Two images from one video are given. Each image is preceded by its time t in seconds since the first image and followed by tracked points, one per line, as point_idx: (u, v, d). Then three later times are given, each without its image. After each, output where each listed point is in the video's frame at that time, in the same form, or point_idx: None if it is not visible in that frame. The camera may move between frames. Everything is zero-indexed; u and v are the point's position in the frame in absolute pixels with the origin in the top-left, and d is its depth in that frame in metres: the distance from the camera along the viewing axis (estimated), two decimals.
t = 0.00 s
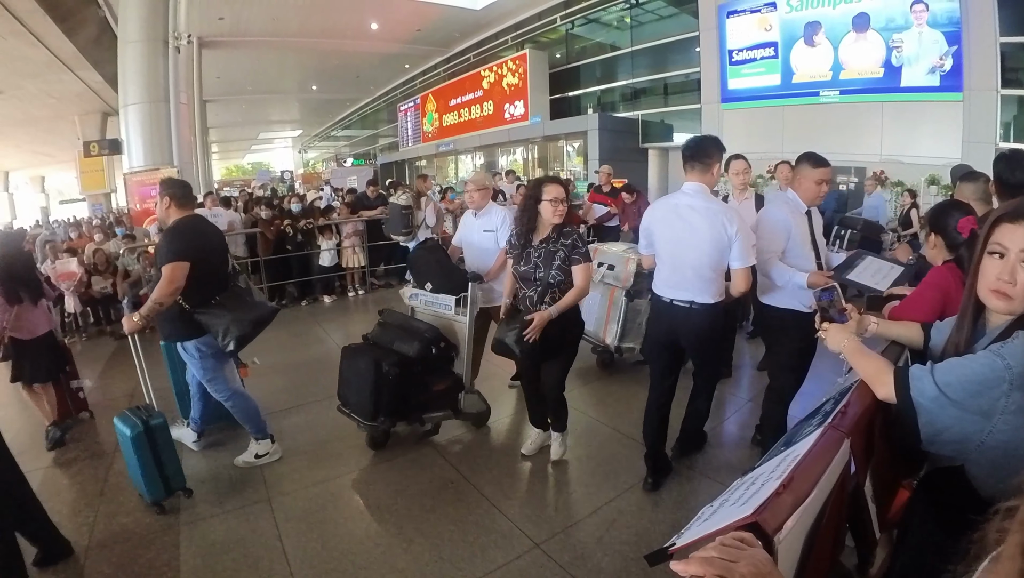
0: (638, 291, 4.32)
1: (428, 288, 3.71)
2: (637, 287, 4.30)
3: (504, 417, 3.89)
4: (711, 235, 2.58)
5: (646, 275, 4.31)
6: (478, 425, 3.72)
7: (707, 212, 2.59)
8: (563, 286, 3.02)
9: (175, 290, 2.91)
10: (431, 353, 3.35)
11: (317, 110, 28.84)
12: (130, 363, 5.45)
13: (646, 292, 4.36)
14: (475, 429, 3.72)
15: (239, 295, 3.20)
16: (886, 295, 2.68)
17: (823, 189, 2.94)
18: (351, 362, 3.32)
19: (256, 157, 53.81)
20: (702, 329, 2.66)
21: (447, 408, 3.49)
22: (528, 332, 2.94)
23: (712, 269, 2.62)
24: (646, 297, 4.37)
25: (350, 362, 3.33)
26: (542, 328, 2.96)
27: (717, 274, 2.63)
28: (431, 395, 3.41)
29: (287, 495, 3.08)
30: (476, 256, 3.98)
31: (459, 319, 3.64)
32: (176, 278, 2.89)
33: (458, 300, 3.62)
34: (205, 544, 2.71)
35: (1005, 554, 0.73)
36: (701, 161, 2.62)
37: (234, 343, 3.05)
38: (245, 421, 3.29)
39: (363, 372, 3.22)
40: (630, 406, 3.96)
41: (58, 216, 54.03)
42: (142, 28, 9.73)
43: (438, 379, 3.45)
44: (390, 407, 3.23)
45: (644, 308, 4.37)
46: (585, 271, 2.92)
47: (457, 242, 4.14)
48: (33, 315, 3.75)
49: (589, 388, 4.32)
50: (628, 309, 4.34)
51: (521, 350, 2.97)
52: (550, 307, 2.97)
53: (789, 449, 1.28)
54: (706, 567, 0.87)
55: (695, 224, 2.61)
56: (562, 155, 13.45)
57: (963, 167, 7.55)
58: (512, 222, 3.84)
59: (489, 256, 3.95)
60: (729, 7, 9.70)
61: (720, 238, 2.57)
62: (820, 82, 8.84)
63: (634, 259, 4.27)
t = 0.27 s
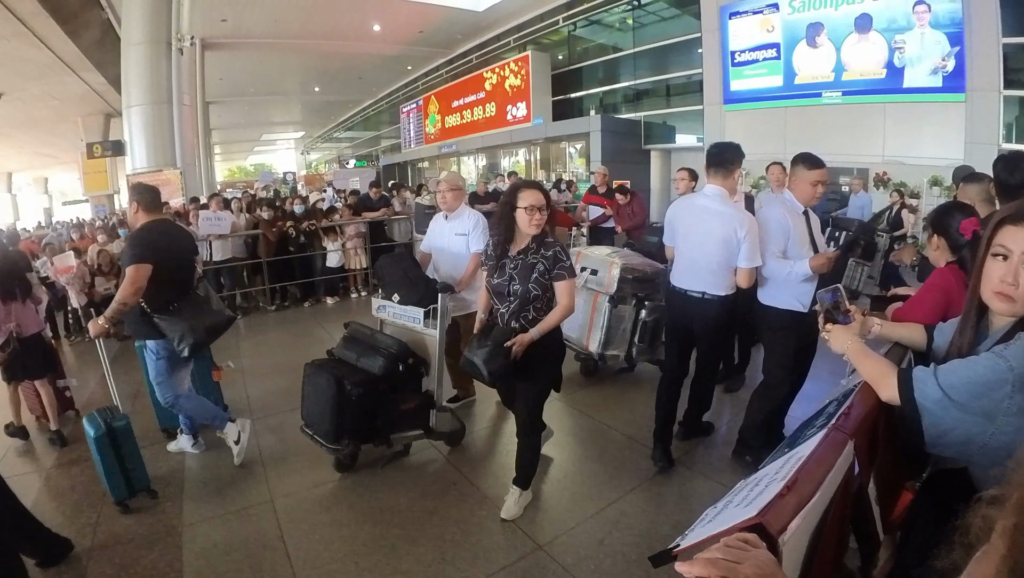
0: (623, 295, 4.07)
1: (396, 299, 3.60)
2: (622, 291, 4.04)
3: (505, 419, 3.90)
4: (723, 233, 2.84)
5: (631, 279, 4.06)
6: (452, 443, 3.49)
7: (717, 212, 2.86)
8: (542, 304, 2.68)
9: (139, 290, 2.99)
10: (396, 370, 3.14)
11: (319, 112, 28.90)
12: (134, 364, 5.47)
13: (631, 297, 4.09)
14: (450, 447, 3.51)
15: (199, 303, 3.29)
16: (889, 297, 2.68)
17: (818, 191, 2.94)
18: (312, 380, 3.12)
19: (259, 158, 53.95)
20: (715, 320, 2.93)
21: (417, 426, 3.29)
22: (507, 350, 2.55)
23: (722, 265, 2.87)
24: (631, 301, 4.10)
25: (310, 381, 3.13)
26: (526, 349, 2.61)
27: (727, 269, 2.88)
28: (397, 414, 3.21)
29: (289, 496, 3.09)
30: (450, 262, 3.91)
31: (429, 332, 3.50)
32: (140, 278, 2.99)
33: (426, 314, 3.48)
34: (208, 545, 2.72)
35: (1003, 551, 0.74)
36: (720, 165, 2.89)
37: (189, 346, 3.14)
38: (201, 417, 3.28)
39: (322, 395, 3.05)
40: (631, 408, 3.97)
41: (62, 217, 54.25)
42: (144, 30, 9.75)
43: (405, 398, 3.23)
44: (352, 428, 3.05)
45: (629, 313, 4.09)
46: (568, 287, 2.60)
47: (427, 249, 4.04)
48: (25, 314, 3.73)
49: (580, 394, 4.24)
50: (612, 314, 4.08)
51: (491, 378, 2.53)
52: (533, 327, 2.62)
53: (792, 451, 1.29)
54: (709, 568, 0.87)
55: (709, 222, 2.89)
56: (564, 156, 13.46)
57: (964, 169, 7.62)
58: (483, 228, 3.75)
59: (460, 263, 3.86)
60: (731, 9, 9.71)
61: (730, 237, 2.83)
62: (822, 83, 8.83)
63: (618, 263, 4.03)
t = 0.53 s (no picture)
0: (604, 302, 4.01)
1: (358, 312, 3.22)
2: (603, 298, 3.97)
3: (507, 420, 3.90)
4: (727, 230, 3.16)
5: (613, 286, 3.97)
6: (419, 467, 3.27)
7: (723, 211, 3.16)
8: (503, 317, 2.54)
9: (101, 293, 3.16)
10: (356, 390, 2.87)
11: (321, 114, 28.95)
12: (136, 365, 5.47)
13: (612, 303, 4.04)
14: (418, 471, 3.28)
15: (163, 305, 3.43)
16: (893, 297, 2.67)
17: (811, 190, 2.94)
18: (266, 398, 2.87)
19: (261, 160, 54.08)
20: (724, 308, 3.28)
21: (381, 449, 3.06)
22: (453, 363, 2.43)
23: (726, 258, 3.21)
24: (612, 308, 4.07)
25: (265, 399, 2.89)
26: (471, 363, 2.45)
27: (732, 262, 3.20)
28: (357, 437, 2.96)
29: (292, 497, 3.09)
30: (422, 271, 3.80)
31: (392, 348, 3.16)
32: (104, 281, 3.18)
33: (390, 327, 3.10)
34: (209, 547, 2.72)
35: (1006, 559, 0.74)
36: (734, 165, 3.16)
37: (148, 349, 3.29)
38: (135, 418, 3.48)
39: (273, 413, 2.80)
40: (634, 409, 3.97)
41: (65, 218, 54.42)
42: (148, 32, 9.80)
43: (366, 419, 2.98)
44: (307, 451, 2.78)
45: (610, 320, 4.07)
46: (536, 302, 2.39)
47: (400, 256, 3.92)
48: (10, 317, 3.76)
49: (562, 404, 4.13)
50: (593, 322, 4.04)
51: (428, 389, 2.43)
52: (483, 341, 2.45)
53: (796, 453, 1.29)
54: (711, 570, 0.87)
55: (717, 220, 3.22)
56: (566, 158, 13.47)
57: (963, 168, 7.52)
58: (455, 234, 3.65)
59: (430, 271, 3.75)
60: (733, 9, 9.71)
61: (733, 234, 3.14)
62: (824, 85, 8.90)
63: (599, 269, 3.91)
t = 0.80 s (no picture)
0: (585, 308, 3.92)
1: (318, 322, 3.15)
2: (583, 305, 3.90)
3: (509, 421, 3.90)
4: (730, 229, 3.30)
5: (593, 291, 3.90)
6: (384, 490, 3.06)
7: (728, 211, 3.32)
8: (446, 341, 2.26)
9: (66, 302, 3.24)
10: (311, 408, 2.68)
11: (324, 114, 28.99)
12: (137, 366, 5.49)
13: (592, 309, 3.95)
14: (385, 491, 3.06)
15: (121, 316, 3.46)
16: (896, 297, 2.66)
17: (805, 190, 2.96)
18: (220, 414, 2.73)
19: (263, 160, 54.19)
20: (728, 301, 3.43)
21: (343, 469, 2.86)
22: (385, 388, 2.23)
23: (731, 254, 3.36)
24: (593, 314, 3.98)
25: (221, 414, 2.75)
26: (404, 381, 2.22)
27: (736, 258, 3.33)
28: (315, 458, 2.76)
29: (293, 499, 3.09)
30: (393, 278, 3.80)
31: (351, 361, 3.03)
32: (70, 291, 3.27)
33: (348, 342, 3.00)
34: (212, 547, 2.72)
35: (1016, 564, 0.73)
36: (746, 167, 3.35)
37: (104, 359, 3.34)
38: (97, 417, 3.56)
39: (224, 430, 2.66)
40: (636, 411, 3.96)
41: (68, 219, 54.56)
42: (150, 33, 9.82)
43: (324, 437, 2.77)
44: (259, 471, 2.63)
45: (591, 326, 3.98)
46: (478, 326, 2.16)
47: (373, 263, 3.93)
48: None
49: (544, 411, 4.03)
50: (574, 329, 3.94)
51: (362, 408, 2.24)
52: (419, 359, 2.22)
53: (801, 453, 1.28)
54: (717, 572, 0.86)
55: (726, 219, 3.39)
56: (568, 158, 13.47)
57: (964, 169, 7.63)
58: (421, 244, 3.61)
59: (401, 281, 3.75)
60: (735, 10, 9.69)
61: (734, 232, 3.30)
62: (826, 85, 8.84)
63: (579, 273, 3.85)
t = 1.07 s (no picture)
0: (564, 315, 3.75)
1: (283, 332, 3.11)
2: (562, 312, 3.73)
3: (511, 421, 3.90)
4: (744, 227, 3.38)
5: (574, 297, 3.73)
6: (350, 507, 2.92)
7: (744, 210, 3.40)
8: (393, 356, 2.27)
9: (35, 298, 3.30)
10: (267, 425, 2.55)
11: (326, 115, 29.04)
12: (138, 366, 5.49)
13: (572, 316, 3.79)
14: (348, 512, 2.94)
15: (88, 311, 3.51)
16: (901, 297, 2.65)
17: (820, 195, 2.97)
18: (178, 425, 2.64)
19: (265, 161, 54.31)
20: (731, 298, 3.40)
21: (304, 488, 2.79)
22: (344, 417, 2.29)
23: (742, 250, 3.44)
24: (573, 321, 3.81)
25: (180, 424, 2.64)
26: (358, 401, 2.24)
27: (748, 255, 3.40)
28: (271, 476, 2.67)
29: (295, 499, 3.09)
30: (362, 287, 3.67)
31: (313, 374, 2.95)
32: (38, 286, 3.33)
33: (308, 354, 2.97)
34: (213, 547, 2.73)
35: None
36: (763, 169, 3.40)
37: (70, 352, 3.42)
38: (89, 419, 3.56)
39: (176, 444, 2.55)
40: (638, 411, 3.96)
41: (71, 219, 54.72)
42: (152, 34, 9.84)
43: (283, 455, 2.71)
44: (210, 489, 2.51)
45: (571, 333, 3.81)
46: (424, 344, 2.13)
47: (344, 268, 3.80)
48: None
49: (531, 416, 3.96)
50: (553, 337, 3.78)
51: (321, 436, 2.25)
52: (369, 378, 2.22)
53: (808, 453, 1.28)
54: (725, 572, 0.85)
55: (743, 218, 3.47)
56: (570, 159, 13.47)
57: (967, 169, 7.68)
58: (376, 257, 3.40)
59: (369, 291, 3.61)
60: (737, 10, 9.68)
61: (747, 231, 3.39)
62: (828, 85, 8.82)
63: (557, 279, 3.68)
